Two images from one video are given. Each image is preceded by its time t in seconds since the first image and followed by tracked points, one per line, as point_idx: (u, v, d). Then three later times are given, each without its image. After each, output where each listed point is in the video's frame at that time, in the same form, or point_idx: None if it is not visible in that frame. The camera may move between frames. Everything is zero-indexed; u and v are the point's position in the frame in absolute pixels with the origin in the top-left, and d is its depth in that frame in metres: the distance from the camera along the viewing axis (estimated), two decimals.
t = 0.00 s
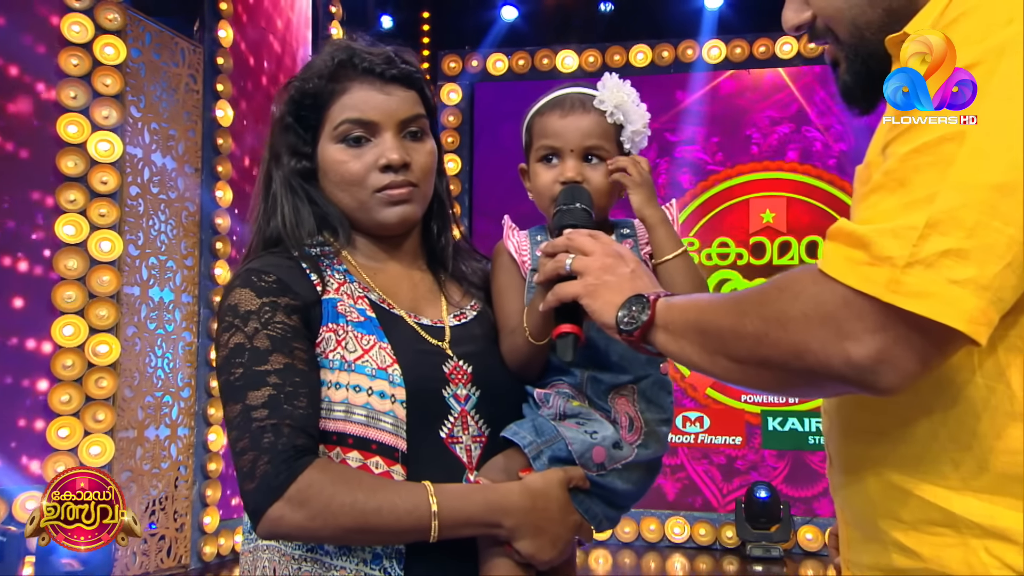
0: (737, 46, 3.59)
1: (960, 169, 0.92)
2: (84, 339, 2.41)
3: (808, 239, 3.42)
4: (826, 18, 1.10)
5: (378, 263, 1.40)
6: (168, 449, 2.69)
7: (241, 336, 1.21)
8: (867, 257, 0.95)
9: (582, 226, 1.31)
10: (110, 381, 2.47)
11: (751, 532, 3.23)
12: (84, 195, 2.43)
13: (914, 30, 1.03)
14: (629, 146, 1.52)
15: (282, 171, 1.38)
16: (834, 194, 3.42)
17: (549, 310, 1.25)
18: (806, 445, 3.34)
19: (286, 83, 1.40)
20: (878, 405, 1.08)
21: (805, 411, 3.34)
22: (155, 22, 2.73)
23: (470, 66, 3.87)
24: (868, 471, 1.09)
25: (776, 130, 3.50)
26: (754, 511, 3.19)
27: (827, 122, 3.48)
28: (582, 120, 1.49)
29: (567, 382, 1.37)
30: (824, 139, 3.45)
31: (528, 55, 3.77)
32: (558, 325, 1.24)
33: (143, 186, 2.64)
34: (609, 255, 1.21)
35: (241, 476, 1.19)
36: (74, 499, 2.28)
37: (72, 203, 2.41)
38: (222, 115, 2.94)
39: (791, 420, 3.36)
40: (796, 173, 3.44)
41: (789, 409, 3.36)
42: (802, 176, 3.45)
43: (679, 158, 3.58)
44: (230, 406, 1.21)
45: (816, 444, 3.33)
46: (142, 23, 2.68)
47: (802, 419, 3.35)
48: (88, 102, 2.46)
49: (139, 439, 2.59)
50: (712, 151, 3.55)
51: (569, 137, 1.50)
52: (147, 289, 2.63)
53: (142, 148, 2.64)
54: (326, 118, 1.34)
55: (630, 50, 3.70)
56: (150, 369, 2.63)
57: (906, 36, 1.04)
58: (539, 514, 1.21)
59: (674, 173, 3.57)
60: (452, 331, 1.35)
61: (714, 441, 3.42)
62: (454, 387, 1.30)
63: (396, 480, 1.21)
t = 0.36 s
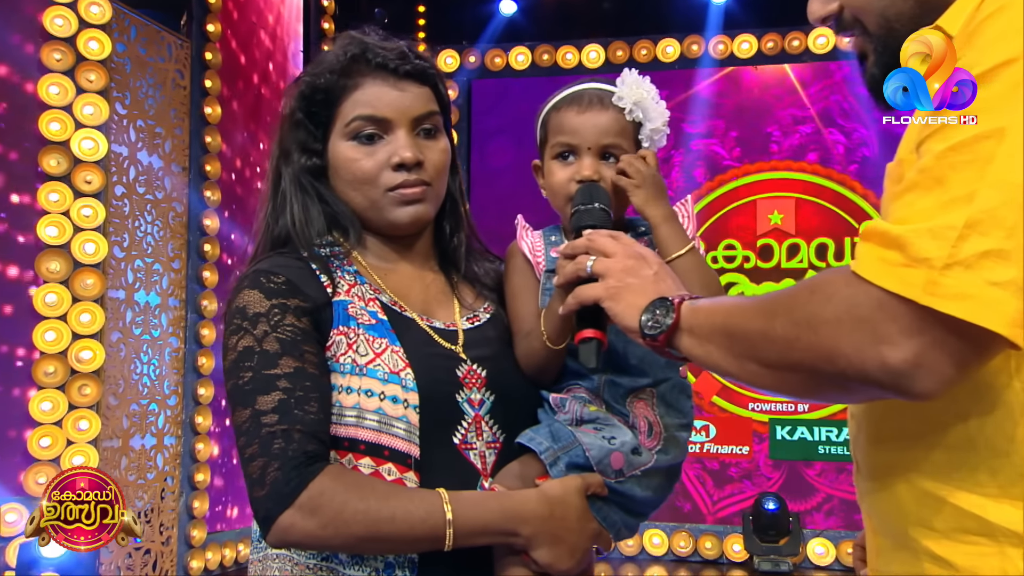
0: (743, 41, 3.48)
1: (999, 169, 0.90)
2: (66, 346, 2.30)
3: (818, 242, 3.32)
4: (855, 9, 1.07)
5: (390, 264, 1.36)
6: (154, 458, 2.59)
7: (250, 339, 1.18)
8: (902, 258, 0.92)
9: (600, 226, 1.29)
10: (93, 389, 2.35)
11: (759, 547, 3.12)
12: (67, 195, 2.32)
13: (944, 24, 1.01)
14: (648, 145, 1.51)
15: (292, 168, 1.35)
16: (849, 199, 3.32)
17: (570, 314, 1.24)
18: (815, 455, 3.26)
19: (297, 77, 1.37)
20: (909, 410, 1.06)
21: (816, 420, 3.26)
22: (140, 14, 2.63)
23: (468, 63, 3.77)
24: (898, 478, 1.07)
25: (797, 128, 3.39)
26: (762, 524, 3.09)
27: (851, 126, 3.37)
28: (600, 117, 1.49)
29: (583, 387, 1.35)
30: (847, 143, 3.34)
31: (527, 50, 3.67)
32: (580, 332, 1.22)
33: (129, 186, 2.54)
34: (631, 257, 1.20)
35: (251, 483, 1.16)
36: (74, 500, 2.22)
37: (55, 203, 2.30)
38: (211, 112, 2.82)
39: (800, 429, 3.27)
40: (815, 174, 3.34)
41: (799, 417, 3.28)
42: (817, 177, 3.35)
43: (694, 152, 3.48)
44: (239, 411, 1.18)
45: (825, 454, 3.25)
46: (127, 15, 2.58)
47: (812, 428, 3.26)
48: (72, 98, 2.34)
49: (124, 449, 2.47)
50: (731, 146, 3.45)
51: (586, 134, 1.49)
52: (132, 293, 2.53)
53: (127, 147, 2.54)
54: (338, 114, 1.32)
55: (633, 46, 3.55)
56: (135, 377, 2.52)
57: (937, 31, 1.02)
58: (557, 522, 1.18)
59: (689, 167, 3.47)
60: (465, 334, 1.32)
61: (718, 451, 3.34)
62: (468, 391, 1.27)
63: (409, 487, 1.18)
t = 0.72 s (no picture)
0: (750, 37, 3.21)
1: None
2: (47, 351, 2.13)
3: (826, 245, 3.09)
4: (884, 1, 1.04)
5: (398, 264, 1.33)
6: (138, 469, 2.41)
7: (256, 342, 1.15)
8: (935, 257, 0.89)
9: (615, 226, 1.27)
10: (75, 397, 2.17)
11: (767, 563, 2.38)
12: (49, 194, 2.15)
13: (978, 16, 0.99)
14: (666, 144, 1.47)
15: (298, 166, 1.31)
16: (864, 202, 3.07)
17: (586, 316, 1.22)
18: (824, 466, 3.01)
19: (302, 72, 1.34)
20: (938, 418, 1.05)
21: (825, 429, 3.02)
22: (124, 7, 2.44)
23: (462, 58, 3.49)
24: (927, 485, 1.07)
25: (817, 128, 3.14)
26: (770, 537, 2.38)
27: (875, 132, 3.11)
28: (620, 114, 1.46)
29: (599, 391, 1.33)
30: (869, 148, 3.09)
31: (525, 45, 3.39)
32: (598, 335, 1.20)
33: (112, 186, 2.36)
34: (650, 258, 1.17)
35: (257, 489, 1.13)
36: (74, 499, 2.10)
37: (35, 204, 2.13)
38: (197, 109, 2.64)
39: (809, 438, 3.03)
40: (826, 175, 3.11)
41: (807, 426, 3.04)
42: (828, 178, 3.11)
43: (708, 145, 3.22)
44: (245, 415, 1.14)
45: (835, 465, 3.00)
46: (109, 8, 2.39)
47: (822, 437, 3.02)
48: (53, 95, 2.18)
49: (107, 461, 2.29)
50: (749, 142, 3.19)
51: (603, 131, 1.46)
52: (115, 297, 2.35)
53: (110, 146, 2.36)
54: (345, 110, 1.28)
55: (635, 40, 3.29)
56: (118, 384, 2.34)
57: (973, 23, 0.99)
58: (573, 530, 1.15)
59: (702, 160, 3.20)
60: (477, 337, 1.29)
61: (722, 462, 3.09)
62: (480, 396, 1.24)
63: (421, 494, 1.15)
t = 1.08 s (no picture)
0: (749, 35, 3.18)
1: None
2: (19, 359, 2.19)
3: (827, 249, 3.09)
4: None
5: (398, 266, 1.30)
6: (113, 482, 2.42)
7: (254, 345, 1.12)
8: (956, 254, 0.87)
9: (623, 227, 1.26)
10: (48, 407, 2.23)
11: None
12: (20, 196, 2.21)
13: (1001, 8, 0.97)
14: (673, 142, 1.45)
15: (295, 166, 1.28)
16: (867, 207, 3.07)
17: (593, 318, 1.21)
18: (825, 478, 2.99)
19: (299, 70, 1.31)
20: (953, 421, 1.02)
21: (826, 440, 3.01)
22: None
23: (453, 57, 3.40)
24: (941, 489, 1.04)
25: (830, 131, 3.11)
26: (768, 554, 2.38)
27: (884, 136, 3.09)
28: (627, 110, 1.44)
29: (604, 397, 1.30)
30: (883, 156, 3.07)
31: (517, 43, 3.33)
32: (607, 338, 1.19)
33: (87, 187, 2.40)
34: (659, 257, 1.16)
35: (256, 497, 1.10)
36: (74, 498, 2.21)
37: (6, 206, 2.20)
38: (176, 107, 2.71)
39: (810, 450, 3.01)
40: (831, 178, 3.10)
41: (809, 437, 3.02)
42: (831, 182, 3.11)
43: (718, 142, 3.19)
44: (243, 421, 1.11)
45: (836, 477, 2.98)
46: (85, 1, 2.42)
47: (823, 448, 3.00)
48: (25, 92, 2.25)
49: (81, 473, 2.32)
50: (760, 141, 3.16)
51: (610, 129, 1.44)
52: (89, 303, 2.39)
53: (85, 145, 2.40)
54: (343, 108, 1.25)
55: (630, 38, 3.25)
56: (94, 394, 2.37)
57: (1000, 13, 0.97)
58: (580, 538, 1.12)
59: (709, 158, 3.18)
60: (481, 341, 1.26)
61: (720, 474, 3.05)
62: (484, 401, 1.21)
63: (423, 501, 1.12)
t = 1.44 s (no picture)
0: (742, 34, 3.21)
1: None
2: None
3: (820, 252, 3.11)
4: None
5: (398, 265, 1.29)
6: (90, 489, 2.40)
7: (252, 345, 1.10)
8: (956, 255, 0.84)
9: (623, 224, 1.24)
10: (24, 413, 2.18)
11: None
12: None
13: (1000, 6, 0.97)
14: (668, 135, 1.45)
15: (294, 165, 1.27)
16: (860, 210, 3.10)
17: (593, 315, 1.19)
18: (819, 485, 3.01)
19: (298, 67, 1.29)
20: (957, 421, 0.99)
21: (820, 446, 3.02)
22: None
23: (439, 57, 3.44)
24: (943, 491, 1.01)
25: (837, 136, 3.14)
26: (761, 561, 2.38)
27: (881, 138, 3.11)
28: (616, 105, 1.44)
29: (607, 398, 1.30)
30: (890, 166, 3.09)
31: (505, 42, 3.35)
32: (607, 339, 1.18)
33: (66, 187, 2.40)
34: (660, 256, 1.14)
35: (256, 499, 1.08)
36: (74, 499, 2.27)
37: None
38: (156, 106, 2.69)
39: (803, 456, 3.02)
40: (829, 181, 3.13)
41: (802, 443, 3.03)
42: (824, 184, 3.14)
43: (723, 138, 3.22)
44: (242, 422, 1.10)
45: (830, 484, 3.00)
46: None
47: (816, 455, 3.02)
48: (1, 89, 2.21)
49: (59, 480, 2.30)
50: (765, 140, 3.19)
51: (601, 124, 1.44)
52: (68, 306, 2.38)
53: (64, 144, 2.40)
54: (343, 106, 1.24)
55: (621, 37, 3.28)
56: (71, 399, 2.37)
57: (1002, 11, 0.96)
58: (584, 539, 1.11)
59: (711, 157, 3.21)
60: (482, 340, 1.25)
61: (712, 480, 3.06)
62: (486, 402, 1.20)
63: (425, 502, 1.10)
